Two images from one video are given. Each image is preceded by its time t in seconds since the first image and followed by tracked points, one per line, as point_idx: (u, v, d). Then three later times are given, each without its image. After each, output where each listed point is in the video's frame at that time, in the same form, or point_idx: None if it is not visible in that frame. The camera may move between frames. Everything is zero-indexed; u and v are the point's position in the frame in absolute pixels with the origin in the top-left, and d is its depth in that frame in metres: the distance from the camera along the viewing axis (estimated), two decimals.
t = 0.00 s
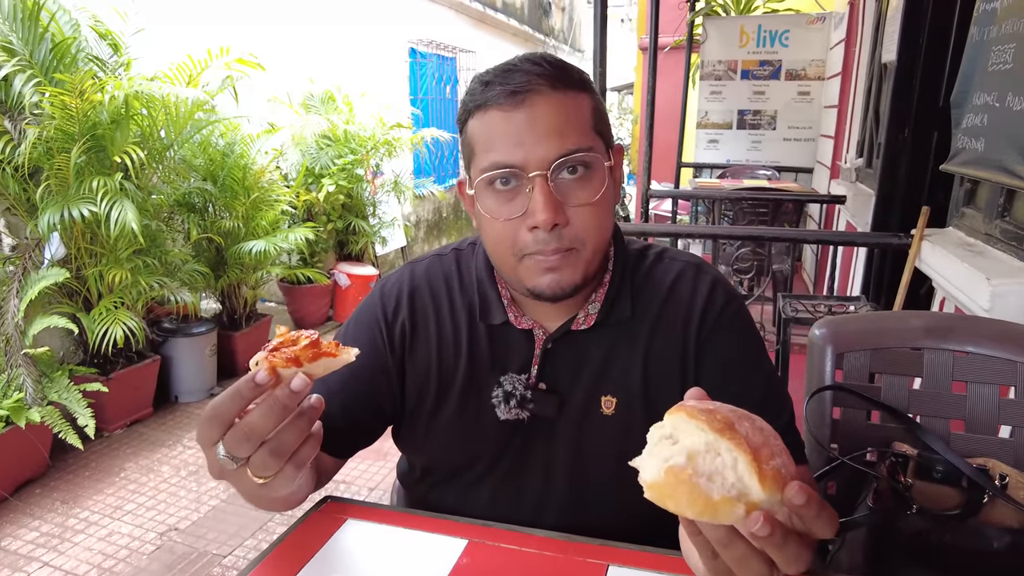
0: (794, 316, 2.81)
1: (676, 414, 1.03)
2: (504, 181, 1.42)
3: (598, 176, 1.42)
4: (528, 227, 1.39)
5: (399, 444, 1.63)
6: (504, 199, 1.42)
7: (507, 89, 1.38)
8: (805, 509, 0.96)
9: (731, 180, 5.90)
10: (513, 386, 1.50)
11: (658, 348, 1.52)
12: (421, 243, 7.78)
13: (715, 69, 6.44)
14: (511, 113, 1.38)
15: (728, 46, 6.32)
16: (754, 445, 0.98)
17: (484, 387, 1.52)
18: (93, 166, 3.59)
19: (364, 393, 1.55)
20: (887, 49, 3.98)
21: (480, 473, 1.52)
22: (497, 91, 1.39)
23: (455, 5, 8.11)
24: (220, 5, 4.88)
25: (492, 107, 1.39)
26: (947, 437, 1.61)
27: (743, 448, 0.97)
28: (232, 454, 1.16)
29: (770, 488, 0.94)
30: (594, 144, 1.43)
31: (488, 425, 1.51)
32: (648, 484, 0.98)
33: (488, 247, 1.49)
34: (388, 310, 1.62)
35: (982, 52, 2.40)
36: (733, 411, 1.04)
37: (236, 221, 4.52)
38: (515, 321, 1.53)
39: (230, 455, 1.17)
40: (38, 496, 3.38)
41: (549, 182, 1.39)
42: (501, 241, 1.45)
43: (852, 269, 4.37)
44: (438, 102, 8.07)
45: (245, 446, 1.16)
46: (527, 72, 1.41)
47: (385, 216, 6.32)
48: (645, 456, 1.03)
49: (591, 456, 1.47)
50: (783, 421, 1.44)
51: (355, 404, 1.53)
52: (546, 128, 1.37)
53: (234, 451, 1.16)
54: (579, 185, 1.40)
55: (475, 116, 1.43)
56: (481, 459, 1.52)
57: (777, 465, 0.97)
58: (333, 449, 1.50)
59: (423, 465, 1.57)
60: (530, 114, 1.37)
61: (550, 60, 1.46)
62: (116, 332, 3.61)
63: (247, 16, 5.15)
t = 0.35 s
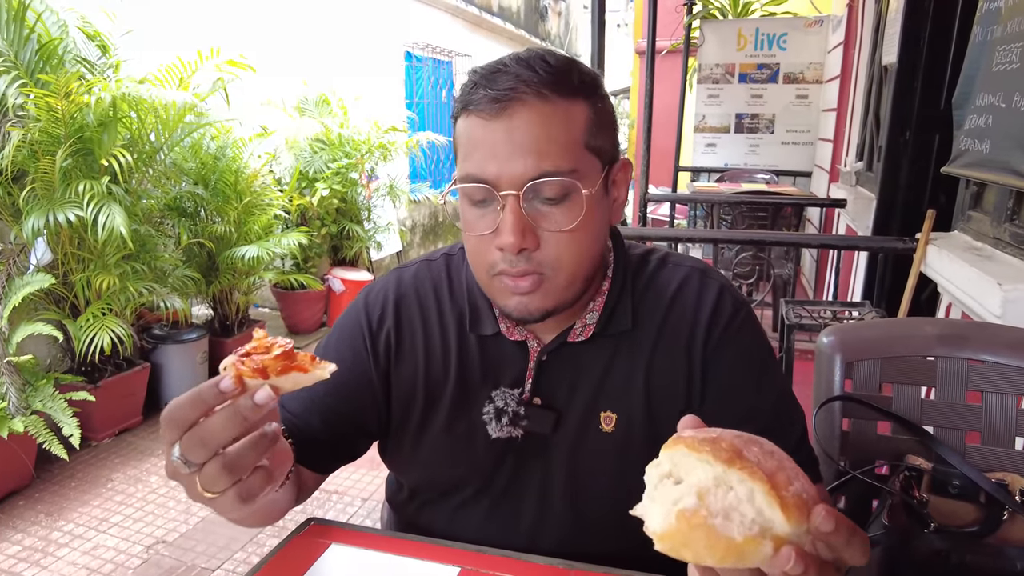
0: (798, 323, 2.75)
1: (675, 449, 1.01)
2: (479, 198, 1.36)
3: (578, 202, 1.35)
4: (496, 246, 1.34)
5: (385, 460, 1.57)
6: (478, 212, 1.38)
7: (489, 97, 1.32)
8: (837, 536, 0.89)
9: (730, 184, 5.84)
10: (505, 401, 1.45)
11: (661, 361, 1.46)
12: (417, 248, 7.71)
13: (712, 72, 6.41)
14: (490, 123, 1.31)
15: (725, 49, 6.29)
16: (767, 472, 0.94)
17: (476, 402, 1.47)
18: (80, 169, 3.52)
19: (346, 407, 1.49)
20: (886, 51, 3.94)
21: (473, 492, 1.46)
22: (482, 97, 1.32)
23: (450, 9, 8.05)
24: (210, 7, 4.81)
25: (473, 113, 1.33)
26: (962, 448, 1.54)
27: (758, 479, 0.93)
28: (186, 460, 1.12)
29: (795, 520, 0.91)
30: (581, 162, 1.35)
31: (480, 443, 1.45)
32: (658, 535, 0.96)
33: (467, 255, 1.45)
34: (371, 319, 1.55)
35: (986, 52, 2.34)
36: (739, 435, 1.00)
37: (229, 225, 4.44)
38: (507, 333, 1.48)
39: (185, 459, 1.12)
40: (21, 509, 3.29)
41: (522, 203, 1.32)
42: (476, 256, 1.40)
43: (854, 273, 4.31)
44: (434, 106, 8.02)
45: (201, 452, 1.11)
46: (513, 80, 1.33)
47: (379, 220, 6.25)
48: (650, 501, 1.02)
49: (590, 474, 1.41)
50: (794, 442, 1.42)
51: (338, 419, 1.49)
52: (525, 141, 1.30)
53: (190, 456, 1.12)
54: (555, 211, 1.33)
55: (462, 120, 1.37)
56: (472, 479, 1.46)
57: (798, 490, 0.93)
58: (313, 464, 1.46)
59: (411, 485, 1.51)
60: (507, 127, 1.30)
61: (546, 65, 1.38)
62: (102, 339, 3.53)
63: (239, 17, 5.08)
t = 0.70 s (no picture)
0: (795, 328, 2.73)
1: (637, 457, 0.99)
2: (489, 188, 1.34)
3: (589, 200, 1.33)
4: (501, 237, 1.32)
5: (376, 472, 1.54)
6: (486, 201, 1.36)
7: (507, 86, 1.31)
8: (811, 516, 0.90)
9: (725, 187, 5.83)
10: (502, 414, 1.42)
11: (661, 374, 1.45)
12: (411, 251, 7.67)
13: (708, 75, 6.42)
14: (505, 111, 1.30)
15: (720, 52, 6.32)
16: (730, 461, 0.94)
17: (472, 414, 1.44)
18: (69, 174, 3.49)
19: (339, 418, 1.47)
20: (881, 54, 3.93)
21: (466, 509, 1.43)
22: (499, 86, 1.32)
23: (446, 12, 8.04)
24: (202, 11, 4.77)
25: (488, 101, 1.32)
26: (963, 459, 1.51)
27: (723, 467, 0.93)
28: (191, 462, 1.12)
29: (765, 501, 0.90)
30: (593, 159, 1.33)
31: (475, 457, 1.42)
32: (632, 540, 0.92)
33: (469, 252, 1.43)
34: (366, 326, 1.53)
35: (981, 56, 2.33)
36: (697, 432, 1.01)
37: (221, 230, 4.40)
38: (504, 342, 1.45)
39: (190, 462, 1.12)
40: (8, 518, 3.24)
41: (531, 195, 1.30)
42: (477, 251, 1.37)
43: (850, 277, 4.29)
44: (429, 109, 8.00)
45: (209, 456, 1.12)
46: (533, 72, 1.33)
47: (374, 224, 6.21)
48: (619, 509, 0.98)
49: (587, 489, 1.39)
50: (795, 460, 1.39)
51: (331, 430, 1.46)
52: (538, 132, 1.29)
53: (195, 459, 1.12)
54: (565, 206, 1.31)
55: (476, 107, 1.36)
56: (465, 494, 1.43)
57: (764, 472, 0.93)
58: (305, 476, 1.41)
59: (401, 499, 1.48)
60: (523, 117, 1.29)
61: (569, 62, 1.37)
62: (91, 346, 3.48)
63: (231, 20, 5.05)
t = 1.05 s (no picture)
0: (789, 336, 2.72)
1: (631, 490, 0.99)
2: (507, 205, 1.32)
3: (608, 223, 1.31)
4: (518, 257, 1.30)
5: (369, 483, 1.52)
6: (503, 219, 1.33)
7: (532, 103, 1.28)
8: (812, 552, 0.91)
9: (718, 192, 5.83)
10: (500, 424, 1.41)
11: (659, 385, 1.44)
12: (404, 257, 7.65)
13: (700, 81, 6.48)
14: (529, 129, 1.27)
15: (712, 58, 6.38)
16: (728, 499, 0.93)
17: (469, 423, 1.43)
18: (56, 181, 3.46)
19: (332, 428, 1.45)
20: (872, 60, 3.94)
21: (460, 519, 1.42)
22: (523, 101, 1.28)
23: (439, 17, 8.03)
24: (192, 16, 4.75)
25: (511, 115, 1.29)
26: (957, 467, 1.50)
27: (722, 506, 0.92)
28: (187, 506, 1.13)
29: (761, 542, 0.91)
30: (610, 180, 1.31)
31: (471, 467, 1.41)
32: None
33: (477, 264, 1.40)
34: (361, 334, 1.50)
35: (973, 63, 2.33)
36: (690, 464, 1.00)
37: (211, 236, 4.35)
38: (504, 351, 1.44)
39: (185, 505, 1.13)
40: None
41: (552, 217, 1.28)
42: (488, 266, 1.35)
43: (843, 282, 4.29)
44: (422, 114, 8.01)
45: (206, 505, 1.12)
46: (558, 89, 1.30)
47: (366, 230, 6.18)
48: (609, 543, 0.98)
49: (584, 503, 1.40)
50: (791, 472, 1.36)
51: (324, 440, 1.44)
52: (565, 153, 1.26)
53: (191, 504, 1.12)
54: (584, 229, 1.30)
55: (493, 117, 1.33)
56: (459, 506, 1.42)
57: (760, 510, 0.94)
58: (300, 490, 1.39)
59: (394, 509, 1.47)
60: (548, 135, 1.26)
61: (590, 77, 1.36)
62: (80, 355, 3.44)
63: (221, 25, 5.02)
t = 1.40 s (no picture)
0: (782, 336, 2.73)
1: (597, 490, 1.01)
2: (500, 208, 1.31)
3: (602, 223, 1.30)
4: (511, 257, 1.30)
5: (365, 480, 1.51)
6: (496, 219, 1.32)
7: (524, 105, 1.27)
8: (772, 552, 0.93)
9: (711, 194, 5.85)
10: (496, 419, 1.40)
11: (655, 382, 1.44)
12: (397, 259, 7.63)
13: (693, 83, 6.50)
14: (522, 131, 1.26)
15: (705, 60, 6.42)
16: (682, 499, 0.95)
17: (464, 419, 1.42)
18: (46, 182, 3.44)
19: (330, 429, 1.46)
20: (864, 61, 3.96)
21: (455, 515, 1.42)
22: (516, 103, 1.27)
23: (432, 19, 8.02)
24: (183, 16, 4.73)
25: (503, 118, 1.28)
26: (950, 465, 1.51)
27: (676, 507, 0.94)
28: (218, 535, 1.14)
29: (716, 543, 0.92)
30: (603, 180, 1.30)
31: (466, 462, 1.41)
32: None
33: (472, 262, 1.40)
34: (357, 334, 1.49)
35: (966, 63, 2.34)
36: (654, 465, 1.03)
37: (203, 238, 4.32)
38: (501, 349, 1.43)
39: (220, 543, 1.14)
40: None
41: (545, 218, 1.27)
42: (481, 265, 1.35)
43: (836, 283, 4.31)
44: (414, 116, 8.01)
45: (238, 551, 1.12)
46: (551, 91, 1.29)
47: (359, 232, 6.15)
48: (579, 541, 1.03)
49: (579, 499, 1.39)
50: (785, 470, 1.36)
51: (323, 440, 1.45)
52: (557, 155, 1.25)
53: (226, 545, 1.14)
54: (578, 229, 1.29)
55: (486, 119, 1.32)
56: (454, 501, 1.41)
57: (716, 511, 0.95)
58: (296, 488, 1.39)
59: (390, 506, 1.47)
60: (541, 137, 1.25)
61: (585, 76, 1.35)
62: (69, 358, 3.40)
63: (212, 25, 5.00)
